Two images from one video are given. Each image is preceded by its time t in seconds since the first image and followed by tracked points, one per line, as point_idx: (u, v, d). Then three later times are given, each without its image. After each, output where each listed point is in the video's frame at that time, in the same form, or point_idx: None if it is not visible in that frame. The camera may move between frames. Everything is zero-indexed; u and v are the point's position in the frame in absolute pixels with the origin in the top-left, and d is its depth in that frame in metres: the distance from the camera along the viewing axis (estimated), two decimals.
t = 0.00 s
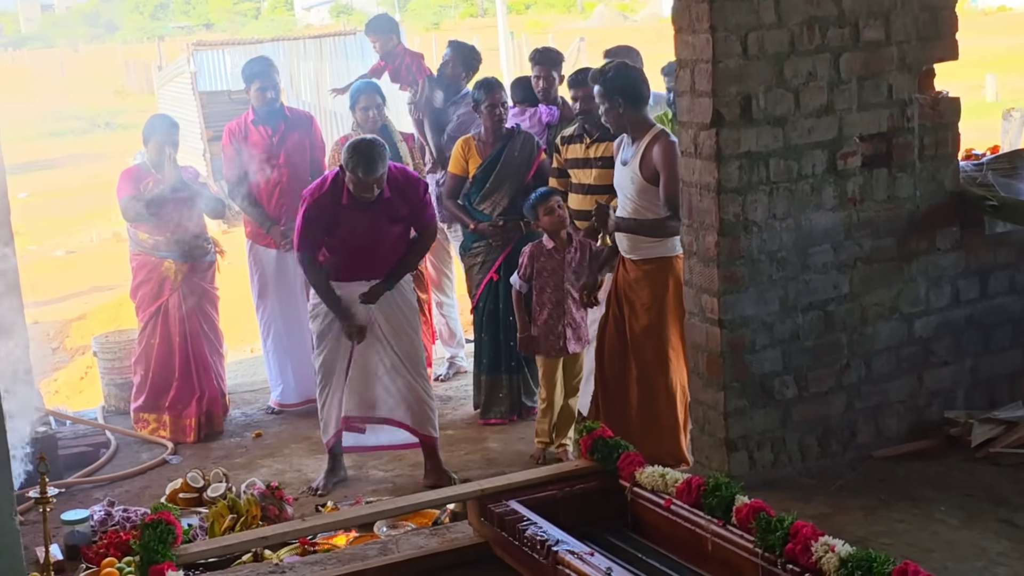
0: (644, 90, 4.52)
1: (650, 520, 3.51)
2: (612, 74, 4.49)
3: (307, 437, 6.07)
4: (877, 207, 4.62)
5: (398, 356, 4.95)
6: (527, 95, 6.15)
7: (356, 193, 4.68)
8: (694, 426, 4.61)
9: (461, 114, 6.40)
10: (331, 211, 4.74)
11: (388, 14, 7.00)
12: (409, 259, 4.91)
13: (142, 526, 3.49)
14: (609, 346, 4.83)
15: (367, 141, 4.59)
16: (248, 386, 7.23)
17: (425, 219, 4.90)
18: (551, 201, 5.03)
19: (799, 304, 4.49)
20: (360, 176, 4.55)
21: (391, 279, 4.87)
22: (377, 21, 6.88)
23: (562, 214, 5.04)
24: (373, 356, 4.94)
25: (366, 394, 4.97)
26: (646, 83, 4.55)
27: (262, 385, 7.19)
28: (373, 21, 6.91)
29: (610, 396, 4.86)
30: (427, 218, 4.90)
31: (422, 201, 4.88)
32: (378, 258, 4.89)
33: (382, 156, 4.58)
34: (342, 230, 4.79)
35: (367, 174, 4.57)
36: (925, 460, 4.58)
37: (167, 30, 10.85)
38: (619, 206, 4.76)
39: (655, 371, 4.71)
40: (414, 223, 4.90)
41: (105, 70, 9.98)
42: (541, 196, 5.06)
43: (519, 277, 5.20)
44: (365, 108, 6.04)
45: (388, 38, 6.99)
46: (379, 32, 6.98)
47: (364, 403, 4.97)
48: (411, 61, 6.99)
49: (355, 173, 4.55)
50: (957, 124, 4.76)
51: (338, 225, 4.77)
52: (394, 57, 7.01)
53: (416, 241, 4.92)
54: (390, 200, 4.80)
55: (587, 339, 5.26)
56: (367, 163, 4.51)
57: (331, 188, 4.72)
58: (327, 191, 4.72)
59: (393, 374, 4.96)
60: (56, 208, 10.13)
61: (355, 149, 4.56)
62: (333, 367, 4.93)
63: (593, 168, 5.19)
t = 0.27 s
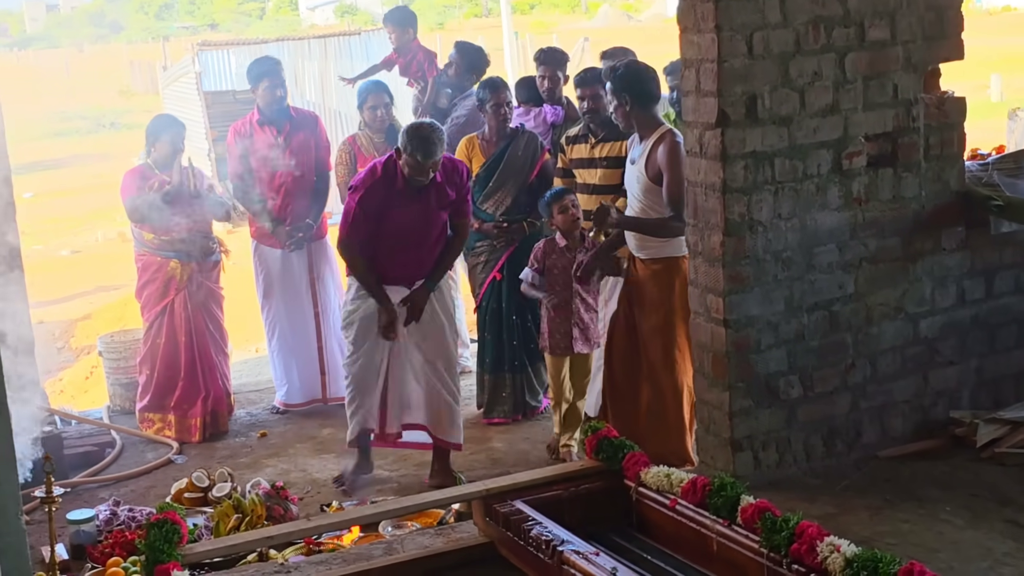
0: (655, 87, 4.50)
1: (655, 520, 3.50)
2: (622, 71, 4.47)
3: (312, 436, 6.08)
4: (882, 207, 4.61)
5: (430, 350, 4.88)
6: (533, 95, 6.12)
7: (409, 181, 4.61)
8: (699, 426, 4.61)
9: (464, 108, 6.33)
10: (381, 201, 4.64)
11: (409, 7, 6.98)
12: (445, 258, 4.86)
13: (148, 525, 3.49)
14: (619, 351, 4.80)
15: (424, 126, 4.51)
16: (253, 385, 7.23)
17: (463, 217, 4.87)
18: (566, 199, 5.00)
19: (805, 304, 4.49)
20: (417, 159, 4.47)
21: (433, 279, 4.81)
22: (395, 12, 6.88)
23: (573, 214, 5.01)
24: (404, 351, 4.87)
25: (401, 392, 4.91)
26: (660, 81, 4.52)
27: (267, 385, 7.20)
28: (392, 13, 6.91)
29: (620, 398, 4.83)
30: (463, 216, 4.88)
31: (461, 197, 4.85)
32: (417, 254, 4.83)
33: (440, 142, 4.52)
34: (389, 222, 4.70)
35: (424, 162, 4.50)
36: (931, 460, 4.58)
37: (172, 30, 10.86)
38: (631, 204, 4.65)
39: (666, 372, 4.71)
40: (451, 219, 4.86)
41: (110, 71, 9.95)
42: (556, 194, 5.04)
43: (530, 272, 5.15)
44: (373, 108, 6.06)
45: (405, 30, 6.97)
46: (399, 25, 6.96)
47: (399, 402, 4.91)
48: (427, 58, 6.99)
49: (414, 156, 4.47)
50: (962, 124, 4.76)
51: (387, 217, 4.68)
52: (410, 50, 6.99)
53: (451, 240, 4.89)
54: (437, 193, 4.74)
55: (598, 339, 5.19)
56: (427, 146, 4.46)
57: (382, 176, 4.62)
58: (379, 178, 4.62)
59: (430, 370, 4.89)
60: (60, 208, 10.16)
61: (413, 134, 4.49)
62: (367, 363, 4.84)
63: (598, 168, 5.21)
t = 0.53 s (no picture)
0: (655, 88, 4.51)
1: (659, 521, 3.50)
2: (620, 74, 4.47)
3: (315, 438, 6.07)
4: (887, 209, 4.61)
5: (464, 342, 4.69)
6: (536, 96, 6.04)
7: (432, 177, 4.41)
8: (703, 427, 4.60)
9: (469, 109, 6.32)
10: (402, 198, 4.44)
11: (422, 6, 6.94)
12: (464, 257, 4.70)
13: (152, 526, 3.49)
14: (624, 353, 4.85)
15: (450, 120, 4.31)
16: (257, 387, 7.23)
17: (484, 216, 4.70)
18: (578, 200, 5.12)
19: (809, 305, 4.49)
20: (441, 154, 4.27)
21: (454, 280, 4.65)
22: (407, 11, 6.83)
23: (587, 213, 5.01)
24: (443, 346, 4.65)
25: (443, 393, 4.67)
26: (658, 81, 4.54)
27: (271, 386, 7.20)
28: (404, 12, 6.87)
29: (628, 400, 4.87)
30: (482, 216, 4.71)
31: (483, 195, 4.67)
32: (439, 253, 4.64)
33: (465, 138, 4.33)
34: (411, 217, 4.50)
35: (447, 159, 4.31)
36: (935, 462, 4.57)
37: (176, 31, 10.87)
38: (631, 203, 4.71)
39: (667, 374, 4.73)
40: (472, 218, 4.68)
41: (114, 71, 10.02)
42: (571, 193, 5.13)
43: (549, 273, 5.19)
44: (379, 109, 6.08)
45: (416, 29, 6.94)
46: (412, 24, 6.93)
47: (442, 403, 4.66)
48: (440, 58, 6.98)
49: (437, 152, 4.27)
50: (967, 126, 4.75)
51: (408, 212, 4.48)
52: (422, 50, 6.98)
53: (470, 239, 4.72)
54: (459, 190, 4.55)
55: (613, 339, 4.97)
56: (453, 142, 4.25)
57: (405, 171, 4.42)
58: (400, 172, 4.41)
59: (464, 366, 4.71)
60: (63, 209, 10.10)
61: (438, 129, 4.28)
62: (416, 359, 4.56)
63: (602, 168, 5.21)
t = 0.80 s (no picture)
0: (654, 86, 4.48)
1: (663, 524, 3.49)
2: (621, 72, 4.44)
3: (318, 439, 6.07)
4: (892, 211, 4.59)
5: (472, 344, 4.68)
6: (539, 97, 6.06)
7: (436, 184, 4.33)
8: (707, 430, 4.59)
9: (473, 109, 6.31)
10: (406, 205, 4.36)
11: (431, 7, 6.90)
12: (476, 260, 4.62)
13: (155, 527, 3.49)
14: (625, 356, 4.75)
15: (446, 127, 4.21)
16: (260, 388, 7.22)
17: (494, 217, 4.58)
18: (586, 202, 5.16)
19: (814, 308, 4.48)
20: (437, 162, 4.18)
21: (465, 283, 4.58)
22: (414, 14, 6.79)
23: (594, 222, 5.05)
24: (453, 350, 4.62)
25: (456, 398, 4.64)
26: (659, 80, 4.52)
27: (274, 387, 7.19)
28: (412, 13, 6.84)
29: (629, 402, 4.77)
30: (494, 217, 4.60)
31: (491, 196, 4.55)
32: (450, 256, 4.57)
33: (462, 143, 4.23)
34: (419, 225, 4.42)
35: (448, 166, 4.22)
36: (940, 465, 4.56)
37: (180, 31, 10.88)
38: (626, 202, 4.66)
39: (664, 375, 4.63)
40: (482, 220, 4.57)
41: (118, 71, 10.09)
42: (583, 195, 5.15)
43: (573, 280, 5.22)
44: (385, 110, 6.07)
45: (426, 32, 6.90)
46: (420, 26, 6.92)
47: (453, 408, 4.64)
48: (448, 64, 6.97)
49: (433, 160, 4.18)
50: (972, 128, 4.74)
51: (416, 220, 4.40)
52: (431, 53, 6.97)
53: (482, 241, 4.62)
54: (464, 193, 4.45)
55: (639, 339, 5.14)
56: (448, 150, 4.16)
57: (407, 177, 4.34)
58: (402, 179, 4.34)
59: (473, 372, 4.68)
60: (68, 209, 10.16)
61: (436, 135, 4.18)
62: (427, 363, 4.53)
63: (607, 170, 5.20)
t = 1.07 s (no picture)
0: (654, 87, 4.50)
1: (667, 526, 3.48)
2: (622, 72, 4.46)
3: (322, 440, 6.06)
4: (898, 213, 4.58)
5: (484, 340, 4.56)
6: (543, 98, 6.07)
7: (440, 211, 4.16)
8: (711, 432, 4.58)
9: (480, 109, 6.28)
10: (411, 229, 4.20)
11: (440, 7, 6.91)
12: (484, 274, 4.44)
13: (158, 527, 3.48)
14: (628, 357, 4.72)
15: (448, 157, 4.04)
16: (264, 388, 7.21)
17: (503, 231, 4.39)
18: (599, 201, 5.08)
19: (819, 310, 4.47)
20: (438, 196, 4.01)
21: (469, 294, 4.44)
22: (426, 12, 6.82)
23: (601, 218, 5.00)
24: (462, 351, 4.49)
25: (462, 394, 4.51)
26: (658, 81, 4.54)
27: (278, 388, 7.19)
28: (422, 12, 6.85)
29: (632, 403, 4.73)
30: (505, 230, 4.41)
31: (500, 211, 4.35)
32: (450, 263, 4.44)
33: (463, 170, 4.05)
34: (424, 245, 4.27)
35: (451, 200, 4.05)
36: (945, 468, 4.54)
37: (184, 31, 10.88)
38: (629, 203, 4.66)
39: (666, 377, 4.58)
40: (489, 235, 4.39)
41: (123, 72, 10.10)
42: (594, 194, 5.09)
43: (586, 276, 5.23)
44: (391, 111, 6.04)
45: (436, 31, 6.93)
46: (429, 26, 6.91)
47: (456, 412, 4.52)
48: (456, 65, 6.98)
49: (435, 194, 4.02)
50: (979, 130, 4.72)
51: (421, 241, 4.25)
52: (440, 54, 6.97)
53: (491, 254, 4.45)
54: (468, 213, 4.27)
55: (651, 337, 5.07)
56: (449, 185, 3.99)
57: (411, 202, 4.17)
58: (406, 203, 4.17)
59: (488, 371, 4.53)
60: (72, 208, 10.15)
61: (437, 167, 4.02)
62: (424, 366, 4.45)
63: (612, 172, 5.19)
